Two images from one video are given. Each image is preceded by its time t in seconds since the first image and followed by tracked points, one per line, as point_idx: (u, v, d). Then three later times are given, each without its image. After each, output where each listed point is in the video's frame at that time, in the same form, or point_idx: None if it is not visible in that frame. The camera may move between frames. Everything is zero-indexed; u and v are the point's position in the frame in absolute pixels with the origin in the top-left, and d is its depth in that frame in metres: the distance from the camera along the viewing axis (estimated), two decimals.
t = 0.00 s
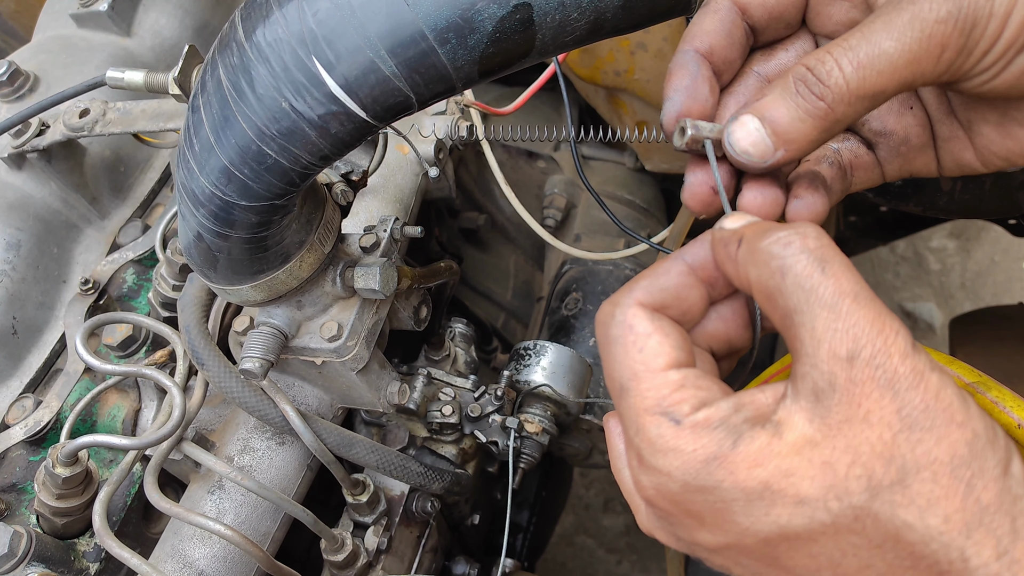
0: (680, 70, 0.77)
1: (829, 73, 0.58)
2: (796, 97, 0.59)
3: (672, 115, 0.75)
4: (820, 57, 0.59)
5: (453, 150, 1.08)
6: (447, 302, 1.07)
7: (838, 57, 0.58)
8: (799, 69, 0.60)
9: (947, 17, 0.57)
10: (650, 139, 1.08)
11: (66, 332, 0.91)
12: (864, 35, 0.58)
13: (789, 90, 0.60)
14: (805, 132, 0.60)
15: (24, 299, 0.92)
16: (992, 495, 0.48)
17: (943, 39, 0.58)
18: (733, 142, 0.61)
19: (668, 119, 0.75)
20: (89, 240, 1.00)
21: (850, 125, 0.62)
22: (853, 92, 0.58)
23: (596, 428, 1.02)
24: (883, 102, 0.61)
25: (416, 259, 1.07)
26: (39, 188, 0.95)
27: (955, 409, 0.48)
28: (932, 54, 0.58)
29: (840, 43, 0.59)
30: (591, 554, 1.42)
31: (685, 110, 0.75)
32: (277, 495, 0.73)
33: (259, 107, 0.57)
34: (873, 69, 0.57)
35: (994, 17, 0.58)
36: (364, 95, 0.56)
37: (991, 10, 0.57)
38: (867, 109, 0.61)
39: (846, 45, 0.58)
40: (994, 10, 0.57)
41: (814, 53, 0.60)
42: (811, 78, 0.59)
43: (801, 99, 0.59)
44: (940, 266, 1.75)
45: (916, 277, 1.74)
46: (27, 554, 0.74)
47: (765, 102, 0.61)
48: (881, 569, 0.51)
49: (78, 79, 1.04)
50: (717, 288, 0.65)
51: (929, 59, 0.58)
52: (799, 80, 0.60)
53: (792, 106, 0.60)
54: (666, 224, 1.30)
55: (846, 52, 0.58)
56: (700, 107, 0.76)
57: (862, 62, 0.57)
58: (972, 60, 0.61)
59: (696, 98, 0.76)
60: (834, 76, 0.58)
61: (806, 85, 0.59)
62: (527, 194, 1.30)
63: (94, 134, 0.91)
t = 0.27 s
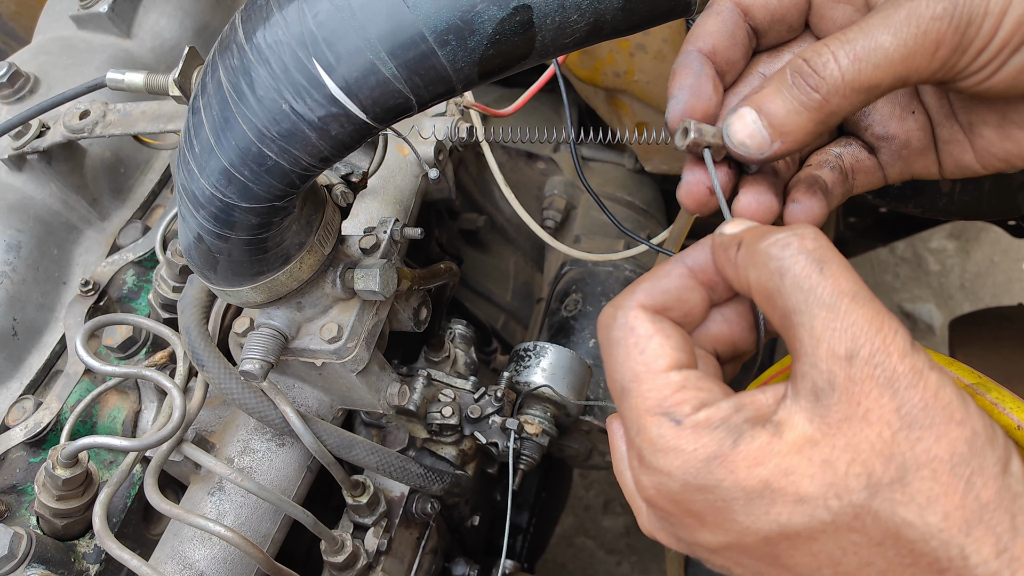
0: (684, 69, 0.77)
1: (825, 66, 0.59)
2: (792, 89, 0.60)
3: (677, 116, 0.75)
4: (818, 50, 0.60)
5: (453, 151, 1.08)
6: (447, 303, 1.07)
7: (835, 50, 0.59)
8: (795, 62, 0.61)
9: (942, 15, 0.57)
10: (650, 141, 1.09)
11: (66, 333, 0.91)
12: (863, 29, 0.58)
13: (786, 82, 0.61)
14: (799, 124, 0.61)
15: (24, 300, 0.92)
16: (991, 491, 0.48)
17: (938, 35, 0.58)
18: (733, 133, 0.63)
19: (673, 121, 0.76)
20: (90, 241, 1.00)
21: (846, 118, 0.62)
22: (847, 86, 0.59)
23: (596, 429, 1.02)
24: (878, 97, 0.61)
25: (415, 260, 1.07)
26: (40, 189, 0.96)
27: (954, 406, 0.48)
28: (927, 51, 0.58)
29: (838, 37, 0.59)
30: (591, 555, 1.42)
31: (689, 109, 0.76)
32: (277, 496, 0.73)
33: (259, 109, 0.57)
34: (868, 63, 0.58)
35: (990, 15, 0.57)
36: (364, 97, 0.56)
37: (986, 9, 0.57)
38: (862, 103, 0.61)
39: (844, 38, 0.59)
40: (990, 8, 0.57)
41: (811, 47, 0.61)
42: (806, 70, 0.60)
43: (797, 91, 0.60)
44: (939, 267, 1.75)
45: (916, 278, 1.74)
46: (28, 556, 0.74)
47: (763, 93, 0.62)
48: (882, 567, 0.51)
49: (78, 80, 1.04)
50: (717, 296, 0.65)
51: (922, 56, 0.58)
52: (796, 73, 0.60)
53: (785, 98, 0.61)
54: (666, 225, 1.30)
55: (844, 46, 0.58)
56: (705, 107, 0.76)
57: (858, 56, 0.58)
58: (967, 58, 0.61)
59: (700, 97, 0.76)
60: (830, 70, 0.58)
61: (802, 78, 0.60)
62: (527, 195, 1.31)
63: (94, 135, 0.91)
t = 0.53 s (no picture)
0: (688, 76, 0.76)
1: (826, 96, 0.59)
2: (794, 120, 0.60)
3: (683, 122, 0.74)
4: (819, 77, 0.59)
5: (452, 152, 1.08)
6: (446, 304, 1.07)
7: (837, 80, 0.58)
8: (797, 89, 0.60)
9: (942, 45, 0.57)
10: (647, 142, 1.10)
11: (65, 335, 0.91)
12: (865, 57, 0.58)
13: (789, 110, 0.61)
14: (804, 155, 0.61)
15: (22, 301, 0.92)
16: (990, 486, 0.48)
17: (940, 66, 0.58)
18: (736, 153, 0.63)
19: (679, 128, 0.75)
20: (88, 242, 1.00)
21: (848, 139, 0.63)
22: (849, 117, 0.59)
23: (595, 429, 1.03)
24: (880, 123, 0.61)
25: (414, 261, 1.07)
26: (38, 190, 0.95)
27: (951, 401, 0.48)
28: (928, 81, 0.58)
29: (839, 63, 0.59)
30: (591, 556, 1.42)
31: (696, 115, 0.74)
32: (275, 498, 0.73)
33: (257, 111, 0.57)
34: (870, 94, 0.58)
35: (989, 47, 0.57)
36: (361, 98, 0.56)
37: (986, 40, 0.57)
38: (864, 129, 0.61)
39: (844, 66, 0.59)
40: (990, 40, 0.57)
41: (812, 73, 0.61)
42: (810, 100, 0.60)
43: (801, 123, 0.60)
44: (938, 267, 1.75)
45: (915, 278, 1.74)
46: (26, 557, 0.74)
47: (766, 121, 0.62)
48: (883, 563, 0.50)
49: (77, 81, 1.04)
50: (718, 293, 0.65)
51: (924, 87, 0.58)
52: (799, 101, 0.60)
53: (788, 129, 0.61)
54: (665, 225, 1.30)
55: (845, 76, 0.58)
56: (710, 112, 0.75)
57: (859, 87, 0.58)
58: (968, 85, 0.61)
59: (706, 105, 0.75)
60: (832, 101, 0.59)
61: (805, 108, 0.60)
62: (526, 195, 1.30)
63: (93, 136, 0.91)
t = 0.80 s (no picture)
0: (673, 93, 0.77)
1: (812, 70, 0.57)
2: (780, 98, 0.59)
3: (673, 138, 0.75)
4: (804, 55, 0.58)
5: (453, 151, 1.08)
6: (446, 303, 1.07)
7: (822, 55, 0.58)
8: (781, 69, 0.59)
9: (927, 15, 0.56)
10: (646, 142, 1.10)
11: (65, 334, 0.91)
12: (850, 31, 0.57)
13: (774, 91, 0.59)
14: (792, 134, 0.60)
15: (22, 300, 0.92)
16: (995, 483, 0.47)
17: (924, 34, 0.57)
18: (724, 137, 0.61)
19: (671, 143, 0.75)
20: (88, 242, 1.00)
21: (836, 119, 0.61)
22: (836, 91, 0.58)
23: (595, 429, 1.03)
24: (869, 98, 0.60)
25: (414, 261, 1.07)
26: (39, 190, 0.95)
27: (958, 397, 0.48)
28: (914, 49, 0.58)
29: (823, 41, 0.58)
30: (591, 556, 1.42)
31: (686, 129, 0.74)
32: (276, 497, 0.73)
33: (257, 110, 0.57)
34: (857, 67, 0.57)
35: (972, 11, 0.57)
36: (362, 97, 0.56)
37: (968, 6, 0.57)
38: (852, 105, 0.60)
39: (829, 41, 0.58)
40: (972, 5, 0.57)
41: (795, 52, 0.60)
42: (795, 77, 0.58)
43: (787, 100, 0.59)
44: (938, 267, 1.75)
45: (914, 278, 1.74)
46: (26, 556, 0.73)
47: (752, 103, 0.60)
48: (884, 555, 0.50)
49: (77, 81, 1.04)
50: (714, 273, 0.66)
51: (909, 57, 0.58)
52: (784, 81, 0.59)
53: (775, 108, 0.59)
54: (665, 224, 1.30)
55: (830, 50, 0.57)
56: (699, 125, 0.75)
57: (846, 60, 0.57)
58: (953, 55, 0.60)
59: (692, 112, 0.75)
60: (818, 75, 0.57)
61: (791, 87, 0.59)
62: (526, 195, 1.30)
63: (93, 136, 0.91)
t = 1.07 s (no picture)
0: (683, 85, 0.71)
1: (840, 94, 0.54)
2: (806, 123, 0.55)
3: (689, 130, 0.69)
4: (829, 74, 0.55)
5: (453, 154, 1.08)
6: (446, 306, 1.07)
7: (848, 76, 0.54)
8: (807, 90, 0.55)
9: (957, 36, 0.55)
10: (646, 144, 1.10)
11: (66, 337, 0.91)
12: (881, 53, 0.54)
13: (798, 112, 0.55)
14: (818, 157, 0.56)
15: (23, 303, 0.92)
16: (996, 494, 0.47)
17: (959, 62, 0.56)
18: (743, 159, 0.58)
19: (687, 136, 0.68)
20: (88, 245, 1.00)
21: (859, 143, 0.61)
22: (864, 112, 0.55)
23: (595, 432, 1.03)
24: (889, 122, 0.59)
25: (414, 263, 1.07)
26: (39, 193, 0.96)
27: (960, 403, 0.48)
28: (948, 76, 0.57)
29: (846, 59, 0.55)
30: (591, 557, 1.42)
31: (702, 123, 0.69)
32: (277, 500, 0.73)
33: (258, 114, 0.57)
34: (886, 88, 0.54)
35: (1008, 39, 0.57)
36: (362, 101, 0.57)
37: (1005, 32, 0.57)
38: (875, 129, 0.58)
39: (856, 61, 0.54)
40: (1008, 31, 0.57)
41: (817, 69, 0.56)
42: (823, 101, 0.55)
43: (813, 125, 0.55)
44: (938, 269, 1.75)
45: (914, 280, 1.75)
46: (28, 559, 0.74)
47: (772, 126, 0.56)
48: (882, 561, 0.50)
49: (77, 84, 1.04)
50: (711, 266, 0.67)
51: (943, 79, 0.56)
52: (808, 104, 0.55)
53: (798, 132, 0.56)
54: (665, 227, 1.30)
55: (857, 70, 0.54)
56: (716, 116, 0.70)
57: (873, 81, 0.54)
58: (985, 78, 0.61)
59: (707, 107, 0.70)
60: (847, 99, 0.54)
61: (817, 110, 0.55)
62: (526, 197, 1.31)
63: (94, 139, 0.91)
